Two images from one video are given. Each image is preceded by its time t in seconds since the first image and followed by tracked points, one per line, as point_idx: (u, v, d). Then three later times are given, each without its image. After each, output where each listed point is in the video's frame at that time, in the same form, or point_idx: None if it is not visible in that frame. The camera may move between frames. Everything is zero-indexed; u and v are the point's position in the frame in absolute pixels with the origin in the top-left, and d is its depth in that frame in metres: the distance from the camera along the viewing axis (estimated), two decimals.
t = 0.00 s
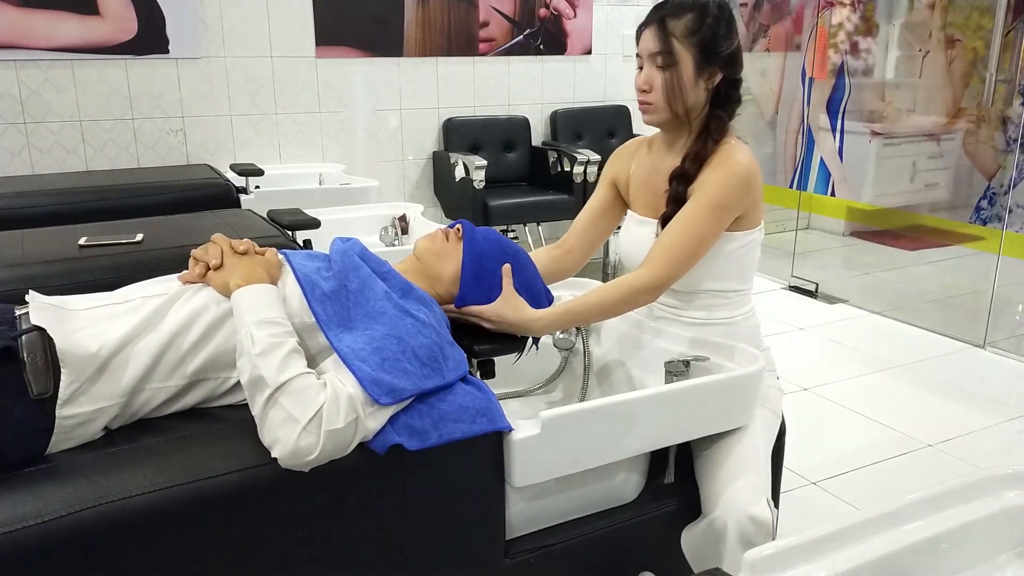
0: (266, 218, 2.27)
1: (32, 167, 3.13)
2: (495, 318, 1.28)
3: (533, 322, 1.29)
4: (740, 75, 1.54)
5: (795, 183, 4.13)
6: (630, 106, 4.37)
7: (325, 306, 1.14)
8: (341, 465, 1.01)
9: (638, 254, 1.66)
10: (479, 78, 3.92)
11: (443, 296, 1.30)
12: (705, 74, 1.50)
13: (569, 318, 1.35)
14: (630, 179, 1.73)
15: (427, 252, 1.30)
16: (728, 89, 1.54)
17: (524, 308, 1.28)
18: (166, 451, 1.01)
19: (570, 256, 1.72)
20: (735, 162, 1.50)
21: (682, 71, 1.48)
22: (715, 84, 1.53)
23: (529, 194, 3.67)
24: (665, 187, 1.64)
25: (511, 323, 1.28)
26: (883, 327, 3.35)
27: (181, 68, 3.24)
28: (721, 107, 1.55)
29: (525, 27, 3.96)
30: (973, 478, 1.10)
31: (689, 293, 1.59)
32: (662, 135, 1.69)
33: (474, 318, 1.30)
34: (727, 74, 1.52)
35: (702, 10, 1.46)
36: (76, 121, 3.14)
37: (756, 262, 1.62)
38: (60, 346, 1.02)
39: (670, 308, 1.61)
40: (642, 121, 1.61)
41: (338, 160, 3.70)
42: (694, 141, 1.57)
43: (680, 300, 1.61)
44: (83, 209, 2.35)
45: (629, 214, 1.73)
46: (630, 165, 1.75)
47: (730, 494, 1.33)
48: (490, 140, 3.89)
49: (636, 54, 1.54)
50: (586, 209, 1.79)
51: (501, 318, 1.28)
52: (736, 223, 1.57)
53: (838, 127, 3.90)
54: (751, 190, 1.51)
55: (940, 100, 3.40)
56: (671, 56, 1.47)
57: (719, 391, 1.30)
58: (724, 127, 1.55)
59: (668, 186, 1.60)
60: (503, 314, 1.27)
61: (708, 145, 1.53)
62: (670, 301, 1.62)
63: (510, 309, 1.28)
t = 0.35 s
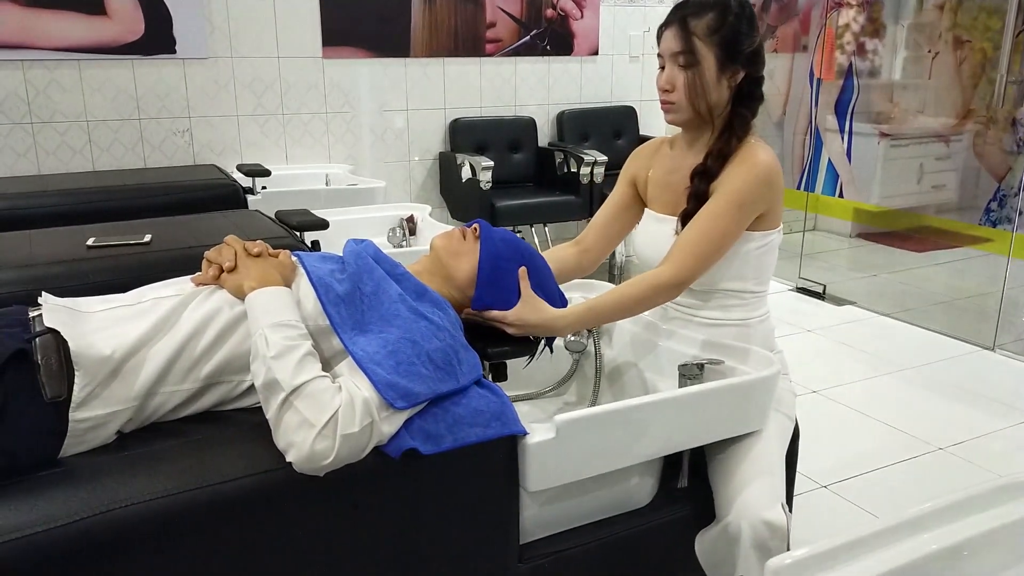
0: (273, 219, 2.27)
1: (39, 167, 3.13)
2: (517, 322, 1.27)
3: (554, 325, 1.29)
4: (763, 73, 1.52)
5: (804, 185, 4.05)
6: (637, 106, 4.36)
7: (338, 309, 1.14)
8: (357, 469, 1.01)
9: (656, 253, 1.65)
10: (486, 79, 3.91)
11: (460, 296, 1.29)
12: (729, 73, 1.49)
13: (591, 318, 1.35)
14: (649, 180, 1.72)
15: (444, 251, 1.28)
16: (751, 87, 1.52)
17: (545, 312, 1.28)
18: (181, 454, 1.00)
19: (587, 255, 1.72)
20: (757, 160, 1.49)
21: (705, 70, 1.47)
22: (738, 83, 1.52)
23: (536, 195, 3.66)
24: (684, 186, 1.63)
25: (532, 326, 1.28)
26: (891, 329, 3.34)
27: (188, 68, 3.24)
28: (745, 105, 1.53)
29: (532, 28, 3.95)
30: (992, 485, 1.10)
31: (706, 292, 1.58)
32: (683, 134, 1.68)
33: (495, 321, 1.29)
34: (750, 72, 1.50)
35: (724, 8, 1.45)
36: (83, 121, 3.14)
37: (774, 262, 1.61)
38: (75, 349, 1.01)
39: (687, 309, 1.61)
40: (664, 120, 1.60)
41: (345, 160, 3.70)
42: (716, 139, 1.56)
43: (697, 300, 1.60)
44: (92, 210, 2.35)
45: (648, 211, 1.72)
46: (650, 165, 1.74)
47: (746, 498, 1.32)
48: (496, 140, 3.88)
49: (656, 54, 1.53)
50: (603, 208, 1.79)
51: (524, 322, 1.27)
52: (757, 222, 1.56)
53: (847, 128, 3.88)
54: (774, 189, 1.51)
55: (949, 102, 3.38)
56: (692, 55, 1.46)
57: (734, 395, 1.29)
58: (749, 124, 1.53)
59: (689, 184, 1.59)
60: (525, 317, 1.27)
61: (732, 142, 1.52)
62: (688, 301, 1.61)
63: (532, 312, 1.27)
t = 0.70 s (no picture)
0: (281, 219, 2.26)
1: (46, 167, 3.13)
2: (533, 321, 1.26)
3: (568, 322, 1.28)
4: (774, 73, 1.51)
5: (810, 185, 4.06)
6: (643, 107, 4.34)
7: (352, 310, 1.13)
8: (372, 471, 1.00)
9: (667, 255, 1.64)
10: (492, 79, 3.90)
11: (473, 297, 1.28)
12: (739, 72, 1.48)
13: (605, 319, 1.34)
14: (658, 181, 1.71)
15: (456, 252, 1.27)
16: (761, 87, 1.51)
17: (560, 309, 1.27)
18: (194, 456, 0.99)
19: (602, 257, 1.71)
20: (769, 161, 1.48)
21: (716, 69, 1.46)
22: (749, 82, 1.50)
23: (543, 195, 3.65)
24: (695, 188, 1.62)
25: (546, 324, 1.26)
26: (899, 331, 3.32)
27: (194, 68, 3.23)
28: (754, 106, 1.53)
29: (538, 28, 3.94)
30: (1008, 492, 1.09)
31: (720, 296, 1.58)
32: (692, 134, 1.67)
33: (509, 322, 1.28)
34: (761, 72, 1.50)
35: (736, 7, 1.43)
36: (89, 121, 3.13)
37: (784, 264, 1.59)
38: (88, 349, 1.01)
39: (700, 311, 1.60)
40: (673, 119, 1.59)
41: (351, 161, 3.69)
42: (726, 139, 1.55)
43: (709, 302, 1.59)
44: (100, 210, 2.34)
45: (657, 214, 1.71)
46: (658, 167, 1.73)
47: (761, 501, 1.31)
48: (503, 140, 3.87)
49: (667, 53, 1.52)
50: (615, 209, 1.78)
51: (539, 320, 1.26)
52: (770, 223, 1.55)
53: (855, 129, 3.82)
54: (787, 189, 1.49)
55: (958, 101, 3.31)
56: (704, 54, 1.45)
57: (747, 398, 1.27)
58: (759, 124, 1.52)
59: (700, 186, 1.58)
60: (539, 315, 1.26)
61: (742, 143, 1.51)
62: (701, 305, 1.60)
63: (546, 309, 1.27)
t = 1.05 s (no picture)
0: (285, 219, 2.26)
1: (49, 167, 3.13)
2: (526, 325, 1.25)
3: (560, 327, 1.26)
4: (772, 75, 1.51)
5: (814, 185, 4.06)
6: (646, 108, 4.34)
7: (359, 309, 1.12)
8: (377, 473, 0.99)
9: (667, 258, 1.64)
10: (494, 79, 3.89)
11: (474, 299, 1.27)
12: (737, 74, 1.47)
13: (599, 325, 1.33)
14: (655, 183, 1.70)
15: (460, 253, 1.27)
16: (758, 89, 1.51)
17: (551, 314, 1.25)
18: (201, 457, 0.99)
19: (598, 261, 1.70)
20: (766, 165, 1.47)
21: (712, 71, 1.45)
22: (747, 84, 1.50)
23: (546, 195, 3.64)
24: (691, 192, 1.61)
25: (539, 329, 1.25)
26: (903, 332, 3.32)
27: (197, 68, 3.23)
28: (750, 108, 1.52)
29: (541, 28, 3.94)
30: (1017, 494, 1.09)
31: (720, 301, 1.57)
32: (689, 137, 1.66)
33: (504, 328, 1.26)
34: (759, 74, 1.49)
35: (734, 8, 1.42)
36: (92, 121, 3.13)
37: (786, 266, 1.59)
38: (94, 351, 1.00)
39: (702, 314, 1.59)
40: (668, 121, 1.58)
41: (354, 161, 3.68)
42: (722, 143, 1.54)
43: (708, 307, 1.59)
44: (104, 211, 2.34)
45: (655, 219, 1.70)
46: (655, 170, 1.72)
47: (769, 502, 1.30)
48: (505, 141, 3.86)
49: (665, 53, 1.51)
50: (613, 211, 1.77)
51: (531, 325, 1.25)
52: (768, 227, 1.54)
53: (858, 129, 3.81)
54: (784, 193, 1.49)
55: (962, 102, 3.30)
56: (701, 55, 1.44)
57: (749, 400, 1.26)
58: (754, 127, 1.52)
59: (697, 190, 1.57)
60: (531, 320, 1.24)
61: (738, 147, 1.50)
62: (701, 309, 1.60)
63: (539, 313, 1.25)
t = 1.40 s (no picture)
0: (289, 220, 2.26)
1: (53, 168, 3.13)
2: (537, 329, 1.25)
3: (571, 330, 1.27)
4: (783, 75, 1.50)
5: (818, 186, 4.05)
6: (649, 108, 4.34)
7: (365, 311, 1.13)
8: (384, 475, 0.99)
9: (675, 259, 1.64)
10: (498, 80, 3.89)
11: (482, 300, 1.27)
12: (747, 76, 1.46)
13: (610, 326, 1.33)
14: (665, 184, 1.70)
15: (466, 256, 1.27)
16: (768, 89, 1.50)
17: (563, 318, 1.26)
18: (208, 459, 0.99)
19: (606, 264, 1.70)
20: (777, 166, 1.47)
21: (722, 74, 1.45)
22: (757, 85, 1.49)
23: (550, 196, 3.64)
24: (702, 193, 1.61)
25: (550, 332, 1.26)
26: (906, 333, 3.31)
27: (201, 69, 3.23)
28: (762, 108, 1.52)
29: (545, 29, 3.94)
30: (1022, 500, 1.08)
31: (728, 303, 1.57)
32: (699, 138, 1.66)
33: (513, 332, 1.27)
34: (769, 74, 1.48)
35: (743, 10, 1.42)
36: (96, 122, 3.14)
37: (792, 268, 1.59)
38: (101, 352, 1.01)
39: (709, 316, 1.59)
40: (679, 124, 1.58)
41: (357, 162, 3.69)
42: (734, 144, 1.54)
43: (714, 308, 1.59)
44: (108, 212, 2.35)
45: (664, 220, 1.70)
46: (665, 170, 1.72)
47: (773, 505, 1.30)
48: (509, 141, 3.86)
49: (673, 56, 1.51)
50: (621, 212, 1.77)
51: (543, 328, 1.25)
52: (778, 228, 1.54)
53: (863, 130, 3.80)
54: (794, 194, 1.49)
55: (967, 103, 3.29)
56: (710, 59, 1.44)
57: (755, 402, 1.26)
58: (766, 127, 1.52)
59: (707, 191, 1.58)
60: (543, 323, 1.25)
61: (750, 148, 1.51)
62: (708, 311, 1.60)
63: (549, 315, 1.25)
